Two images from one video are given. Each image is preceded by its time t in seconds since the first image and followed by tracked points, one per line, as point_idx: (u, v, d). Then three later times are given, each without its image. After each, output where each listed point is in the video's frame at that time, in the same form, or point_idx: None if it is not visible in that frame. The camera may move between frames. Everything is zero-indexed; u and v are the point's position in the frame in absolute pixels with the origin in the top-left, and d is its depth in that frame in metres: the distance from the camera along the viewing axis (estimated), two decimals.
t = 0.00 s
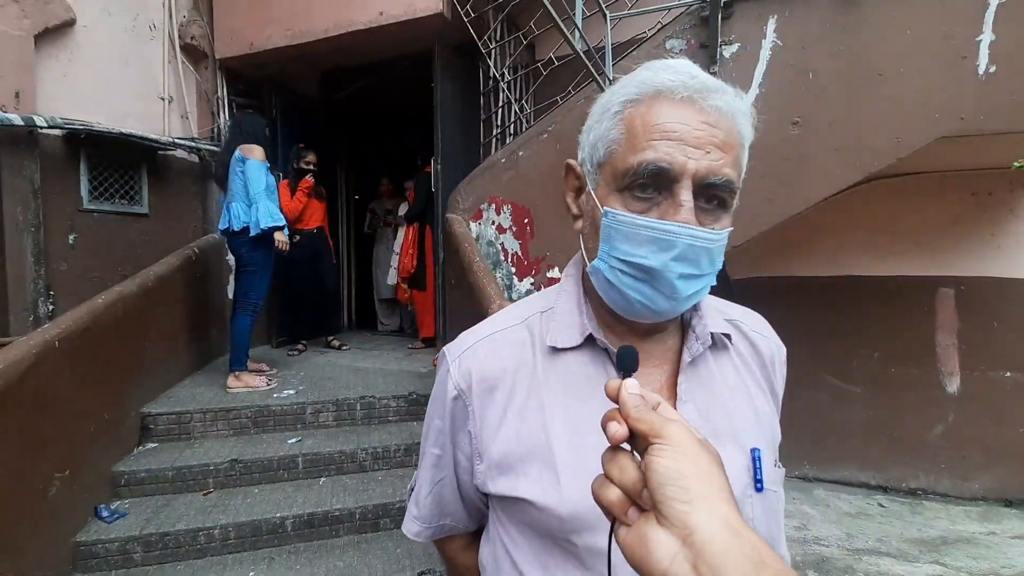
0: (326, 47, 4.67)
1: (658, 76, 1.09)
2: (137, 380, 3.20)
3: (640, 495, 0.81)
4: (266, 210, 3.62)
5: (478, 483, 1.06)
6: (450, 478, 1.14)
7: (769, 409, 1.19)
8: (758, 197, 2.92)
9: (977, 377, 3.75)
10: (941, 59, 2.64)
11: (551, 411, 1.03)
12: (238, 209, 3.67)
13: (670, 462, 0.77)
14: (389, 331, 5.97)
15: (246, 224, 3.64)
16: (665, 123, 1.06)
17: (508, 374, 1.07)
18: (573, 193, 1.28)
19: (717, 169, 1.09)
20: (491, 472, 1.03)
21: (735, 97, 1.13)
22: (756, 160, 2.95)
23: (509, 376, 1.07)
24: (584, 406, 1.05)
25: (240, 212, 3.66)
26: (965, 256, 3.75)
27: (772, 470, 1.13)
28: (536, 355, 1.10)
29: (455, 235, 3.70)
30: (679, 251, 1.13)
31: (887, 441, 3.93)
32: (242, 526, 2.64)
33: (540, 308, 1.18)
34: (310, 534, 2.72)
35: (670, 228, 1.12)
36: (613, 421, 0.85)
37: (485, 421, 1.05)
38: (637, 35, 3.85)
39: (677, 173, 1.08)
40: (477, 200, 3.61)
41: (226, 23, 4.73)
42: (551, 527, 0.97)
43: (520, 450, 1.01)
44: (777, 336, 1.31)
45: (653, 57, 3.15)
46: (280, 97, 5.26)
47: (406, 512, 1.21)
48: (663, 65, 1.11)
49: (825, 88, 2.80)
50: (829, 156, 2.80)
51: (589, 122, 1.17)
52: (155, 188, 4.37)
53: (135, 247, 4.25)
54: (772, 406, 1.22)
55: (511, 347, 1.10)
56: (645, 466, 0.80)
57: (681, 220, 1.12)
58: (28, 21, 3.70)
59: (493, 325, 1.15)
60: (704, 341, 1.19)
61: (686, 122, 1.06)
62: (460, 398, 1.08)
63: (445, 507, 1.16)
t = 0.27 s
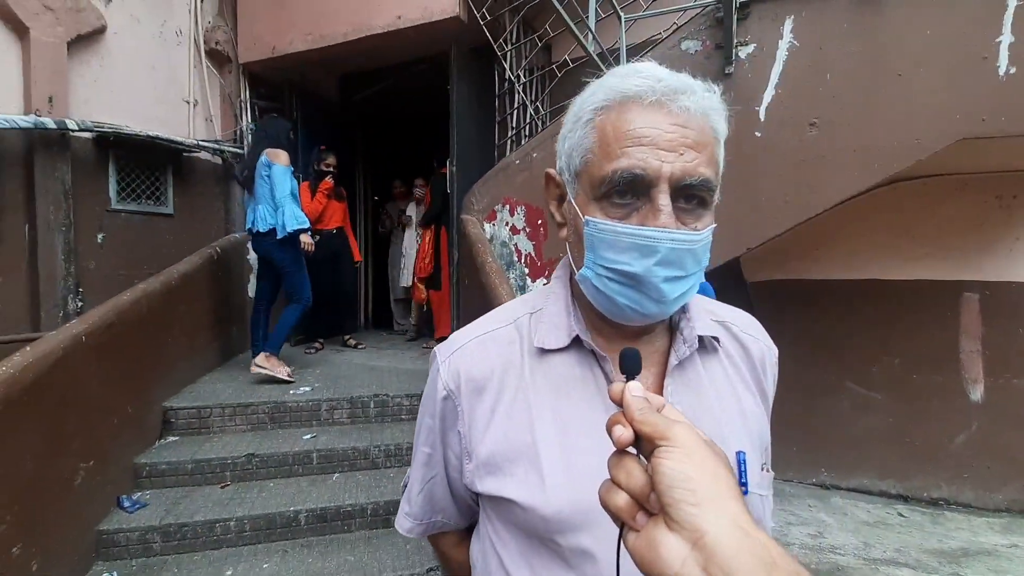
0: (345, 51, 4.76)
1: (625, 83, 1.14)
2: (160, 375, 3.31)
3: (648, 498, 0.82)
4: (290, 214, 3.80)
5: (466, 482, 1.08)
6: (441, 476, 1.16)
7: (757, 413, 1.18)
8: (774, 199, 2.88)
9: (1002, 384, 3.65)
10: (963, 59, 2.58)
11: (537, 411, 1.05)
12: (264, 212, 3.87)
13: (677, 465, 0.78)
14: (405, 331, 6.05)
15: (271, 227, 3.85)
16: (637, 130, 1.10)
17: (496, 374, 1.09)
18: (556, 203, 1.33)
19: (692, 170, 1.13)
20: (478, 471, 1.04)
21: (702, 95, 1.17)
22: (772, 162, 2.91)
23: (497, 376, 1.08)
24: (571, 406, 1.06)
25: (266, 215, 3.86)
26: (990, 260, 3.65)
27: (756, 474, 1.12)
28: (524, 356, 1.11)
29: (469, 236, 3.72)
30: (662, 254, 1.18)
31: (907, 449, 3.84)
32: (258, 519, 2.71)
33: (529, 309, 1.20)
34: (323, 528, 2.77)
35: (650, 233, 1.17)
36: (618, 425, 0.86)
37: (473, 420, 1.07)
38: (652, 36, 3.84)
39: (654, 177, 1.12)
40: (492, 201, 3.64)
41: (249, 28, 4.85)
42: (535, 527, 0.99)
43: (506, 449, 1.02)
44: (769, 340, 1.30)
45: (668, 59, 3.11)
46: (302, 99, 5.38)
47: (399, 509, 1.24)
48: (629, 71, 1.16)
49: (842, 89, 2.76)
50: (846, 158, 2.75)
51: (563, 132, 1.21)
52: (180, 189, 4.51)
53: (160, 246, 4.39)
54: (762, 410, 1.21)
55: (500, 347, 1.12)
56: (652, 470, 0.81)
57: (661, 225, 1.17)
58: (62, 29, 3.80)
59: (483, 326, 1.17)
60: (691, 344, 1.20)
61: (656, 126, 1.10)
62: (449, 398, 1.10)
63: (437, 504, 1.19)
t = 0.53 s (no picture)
0: (353, 53, 4.81)
1: (606, 93, 1.16)
2: (169, 371, 3.38)
3: (643, 505, 0.83)
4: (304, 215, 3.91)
5: (447, 485, 1.11)
6: (423, 478, 1.19)
7: (735, 417, 1.23)
8: (776, 202, 2.86)
9: (1009, 390, 3.61)
10: (969, 63, 2.55)
11: (516, 416, 1.08)
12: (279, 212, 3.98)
13: (672, 472, 0.79)
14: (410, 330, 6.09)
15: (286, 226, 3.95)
16: (616, 140, 1.13)
17: (477, 380, 1.12)
18: (538, 210, 1.36)
19: (671, 181, 1.15)
20: (458, 475, 1.07)
21: (682, 107, 1.19)
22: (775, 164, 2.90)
23: (478, 382, 1.11)
24: (549, 414, 1.10)
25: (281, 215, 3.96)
26: (997, 265, 3.61)
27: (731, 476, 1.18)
28: (504, 362, 1.15)
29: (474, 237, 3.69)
30: (639, 264, 1.20)
31: (911, 454, 3.81)
32: (261, 514, 2.76)
33: (511, 316, 1.24)
34: (326, 524, 2.82)
35: (628, 243, 1.19)
36: (612, 430, 0.88)
37: (453, 425, 1.10)
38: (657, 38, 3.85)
39: (633, 187, 1.15)
40: (496, 202, 3.66)
41: (259, 30, 4.91)
42: (511, 530, 1.02)
43: (485, 454, 1.05)
44: (748, 345, 1.35)
45: (671, 62, 3.10)
46: (309, 101, 5.43)
47: (382, 509, 1.27)
48: (609, 81, 1.18)
49: (846, 91, 2.73)
50: (850, 162, 2.73)
51: (545, 139, 1.24)
52: (190, 188, 4.59)
53: (170, 245, 4.47)
54: (740, 414, 1.26)
55: (481, 353, 1.15)
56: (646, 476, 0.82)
57: (638, 236, 1.19)
58: (76, 31, 3.87)
59: (465, 332, 1.20)
60: (668, 353, 1.25)
61: (635, 137, 1.13)
62: (430, 403, 1.12)
63: (419, 505, 1.22)
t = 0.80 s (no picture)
0: (357, 51, 4.82)
1: (598, 86, 1.17)
2: (172, 367, 3.41)
3: (652, 498, 0.83)
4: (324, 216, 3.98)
5: (430, 487, 1.11)
6: (406, 481, 1.19)
7: (725, 417, 1.23)
8: (780, 203, 2.83)
9: (1016, 395, 3.57)
10: (976, 63, 2.52)
11: (500, 418, 1.08)
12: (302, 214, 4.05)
13: (683, 465, 0.79)
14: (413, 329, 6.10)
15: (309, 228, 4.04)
16: (607, 131, 1.13)
17: (461, 381, 1.11)
18: (525, 204, 1.36)
19: (658, 175, 1.15)
20: (441, 478, 1.07)
21: (673, 105, 1.19)
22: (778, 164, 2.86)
23: (462, 383, 1.11)
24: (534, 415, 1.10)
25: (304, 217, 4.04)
26: (1006, 267, 3.57)
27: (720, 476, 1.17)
28: (489, 364, 1.15)
29: (475, 235, 3.70)
30: (624, 258, 1.20)
31: (916, 458, 3.78)
32: (261, 510, 2.78)
33: (497, 317, 1.24)
34: (325, 521, 2.83)
35: (612, 235, 1.19)
36: (622, 422, 0.88)
37: (437, 427, 1.10)
38: (661, 37, 3.83)
39: (621, 179, 1.15)
40: (498, 201, 3.66)
41: (264, 29, 4.94)
42: (494, 534, 1.01)
43: (468, 457, 1.05)
44: (739, 345, 1.35)
45: (674, 61, 3.08)
46: (315, 99, 5.53)
47: (365, 513, 1.27)
48: (602, 75, 1.19)
49: (851, 91, 2.70)
50: (855, 162, 2.69)
51: (536, 132, 1.25)
52: (195, 186, 4.64)
53: (175, 241, 4.51)
54: (731, 414, 1.26)
55: (465, 354, 1.15)
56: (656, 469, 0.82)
57: (624, 227, 1.19)
58: (84, 29, 3.91)
59: (449, 332, 1.20)
60: (656, 352, 1.25)
61: (624, 129, 1.13)
62: (413, 404, 1.12)
63: (402, 508, 1.22)
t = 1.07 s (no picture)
0: (360, 48, 4.81)
1: (679, 80, 1.25)
2: (172, 364, 3.41)
3: (657, 504, 0.80)
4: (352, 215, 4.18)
5: (416, 482, 1.09)
6: (391, 476, 1.17)
7: (722, 425, 1.19)
8: (785, 201, 2.78)
9: None
10: (987, 60, 2.46)
11: (490, 413, 1.05)
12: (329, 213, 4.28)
13: (689, 471, 0.77)
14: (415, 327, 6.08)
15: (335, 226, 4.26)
16: (672, 115, 1.19)
17: (451, 373, 1.09)
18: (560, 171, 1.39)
19: (703, 169, 1.18)
20: (427, 472, 1.04)
21: (738, 127, 1.26)
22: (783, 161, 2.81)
23: (452, 375, 1.08)
24: (526, 410, 1.07)
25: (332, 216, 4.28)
26: (1016, 268, 3.51)
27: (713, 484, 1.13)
28: (481, 356, 1.12)
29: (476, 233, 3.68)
30: (643, 234, 1.20)
31: (922, 461, 3.72)
32: (259, 508, 2.76)
33: (491, 308, 1.21)
34: (323, 520, 2.82)
35: (635, 205, 1.19)
36: (627, 428, 0.85)
37: (424, 420, 1.07)
38: (666, 34, 3.79)
39: (668, 158, 1.17)
40: (500, 199, 3.64)
41: (267, 26, 4.93)
42: (479, 532, 0.99)
43: (456, 451, 1.03)
44: (740, 351, 1.33)
45: (677, 57, 3.06)
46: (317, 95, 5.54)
47: (349, 508, 1.25)
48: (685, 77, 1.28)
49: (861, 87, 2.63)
50: (862, 161, 2.64)
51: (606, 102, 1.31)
52: (197, 183, 4.65)
53: (177, 238, 4.52)
54: (729, 420, 1.22)
55: (457, 345, 1.12)
56: (661, 475, 0.80)
57: (656, 198, 1.19)
58: (87, 25, 3.91)
59: (442, 322, 1.17)
60: (662, 343, 1.23)
61: (690, 118, 1.19)
62: (401, 395, 1.10)
63: (387, 504, 1.20)
